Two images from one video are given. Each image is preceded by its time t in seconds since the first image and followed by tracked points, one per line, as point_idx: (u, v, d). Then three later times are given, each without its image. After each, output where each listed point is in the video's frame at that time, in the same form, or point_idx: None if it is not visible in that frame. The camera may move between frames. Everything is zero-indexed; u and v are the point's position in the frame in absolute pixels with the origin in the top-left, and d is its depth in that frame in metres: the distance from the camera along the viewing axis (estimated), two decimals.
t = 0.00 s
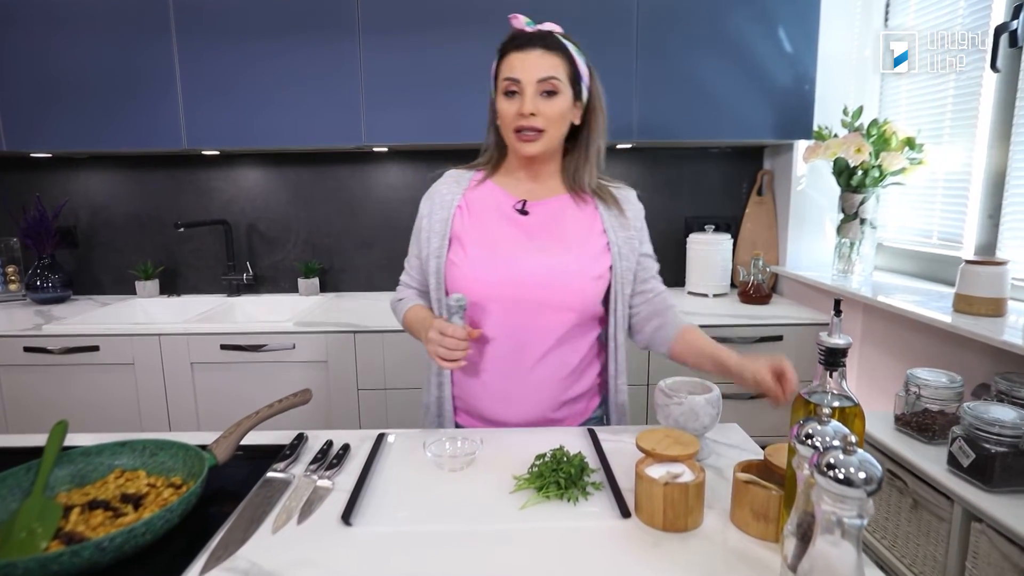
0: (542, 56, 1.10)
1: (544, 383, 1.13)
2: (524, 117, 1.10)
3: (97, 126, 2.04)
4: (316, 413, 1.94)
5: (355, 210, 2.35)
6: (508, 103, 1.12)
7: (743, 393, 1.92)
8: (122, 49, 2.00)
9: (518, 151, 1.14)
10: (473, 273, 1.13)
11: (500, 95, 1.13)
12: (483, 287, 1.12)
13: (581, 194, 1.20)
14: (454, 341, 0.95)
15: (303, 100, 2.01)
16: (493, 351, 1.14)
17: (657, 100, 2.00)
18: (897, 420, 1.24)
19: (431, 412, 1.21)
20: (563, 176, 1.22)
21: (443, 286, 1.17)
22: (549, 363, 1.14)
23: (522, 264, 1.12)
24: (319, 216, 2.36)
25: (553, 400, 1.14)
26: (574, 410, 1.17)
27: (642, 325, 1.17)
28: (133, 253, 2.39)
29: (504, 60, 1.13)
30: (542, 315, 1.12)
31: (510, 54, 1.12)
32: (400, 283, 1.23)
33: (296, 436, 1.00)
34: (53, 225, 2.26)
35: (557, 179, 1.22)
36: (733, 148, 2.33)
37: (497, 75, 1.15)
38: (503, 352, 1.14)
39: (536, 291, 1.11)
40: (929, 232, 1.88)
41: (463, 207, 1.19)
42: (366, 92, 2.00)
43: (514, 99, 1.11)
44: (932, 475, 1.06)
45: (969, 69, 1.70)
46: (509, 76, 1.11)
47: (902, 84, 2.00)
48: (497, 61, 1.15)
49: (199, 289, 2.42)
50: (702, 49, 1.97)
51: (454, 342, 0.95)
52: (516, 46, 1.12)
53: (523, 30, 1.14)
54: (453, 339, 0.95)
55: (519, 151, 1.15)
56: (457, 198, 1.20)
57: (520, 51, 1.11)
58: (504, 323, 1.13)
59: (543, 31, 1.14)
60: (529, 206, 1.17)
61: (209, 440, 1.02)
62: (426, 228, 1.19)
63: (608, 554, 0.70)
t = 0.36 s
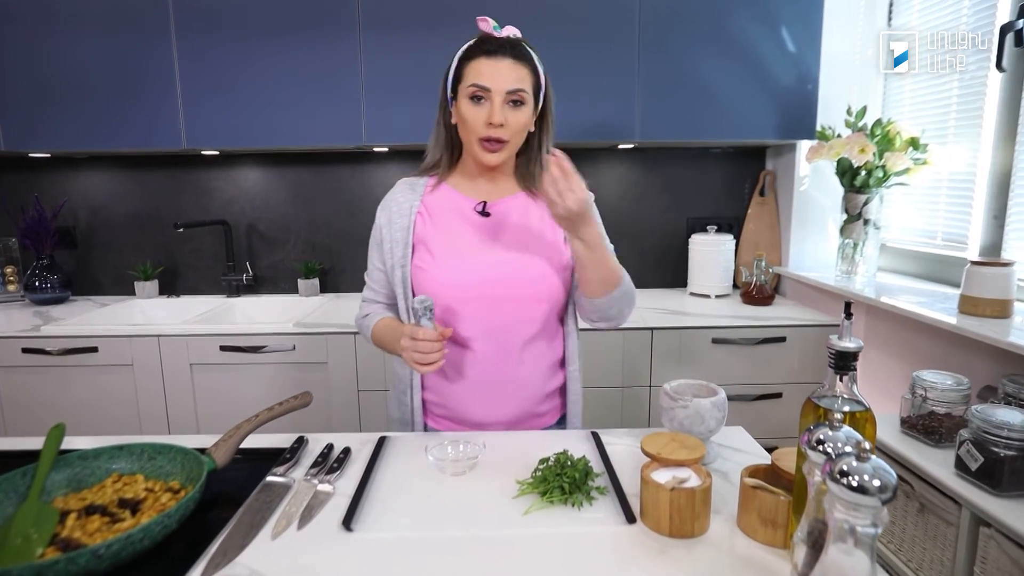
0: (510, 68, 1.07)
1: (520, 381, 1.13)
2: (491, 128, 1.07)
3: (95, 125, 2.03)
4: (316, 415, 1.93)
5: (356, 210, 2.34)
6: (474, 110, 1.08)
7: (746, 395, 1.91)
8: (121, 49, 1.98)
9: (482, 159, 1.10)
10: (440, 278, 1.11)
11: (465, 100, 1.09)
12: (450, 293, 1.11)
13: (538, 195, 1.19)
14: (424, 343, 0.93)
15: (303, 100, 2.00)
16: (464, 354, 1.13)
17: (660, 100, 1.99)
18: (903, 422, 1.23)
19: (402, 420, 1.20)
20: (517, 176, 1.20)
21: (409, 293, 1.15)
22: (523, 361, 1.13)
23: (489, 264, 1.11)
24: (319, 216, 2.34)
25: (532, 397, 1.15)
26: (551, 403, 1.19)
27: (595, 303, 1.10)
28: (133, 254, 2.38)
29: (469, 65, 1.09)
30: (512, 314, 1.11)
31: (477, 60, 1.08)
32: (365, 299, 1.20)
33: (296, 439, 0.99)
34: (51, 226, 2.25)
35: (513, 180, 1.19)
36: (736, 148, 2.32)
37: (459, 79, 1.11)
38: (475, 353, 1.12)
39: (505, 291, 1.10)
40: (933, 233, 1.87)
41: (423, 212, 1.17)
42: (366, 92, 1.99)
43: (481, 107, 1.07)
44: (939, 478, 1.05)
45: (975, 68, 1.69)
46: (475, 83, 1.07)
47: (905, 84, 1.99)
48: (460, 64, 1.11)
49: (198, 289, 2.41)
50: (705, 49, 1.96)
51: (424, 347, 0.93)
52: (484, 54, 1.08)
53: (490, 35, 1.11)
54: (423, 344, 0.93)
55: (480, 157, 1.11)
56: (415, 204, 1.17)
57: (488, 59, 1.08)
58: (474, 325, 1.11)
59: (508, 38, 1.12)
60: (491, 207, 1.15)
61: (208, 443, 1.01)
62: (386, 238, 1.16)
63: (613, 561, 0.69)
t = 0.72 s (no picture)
0: (488, 71, 1.06)
1: (501, 380, 1.12)
2: (468, 132, 1.06)
3: (95, 125, 2.02)
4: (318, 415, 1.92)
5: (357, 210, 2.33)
6: (451, 114, 1.07)
7: (749, 394, 1.91)
8: (122, 48, 1.98)
9: (458, 163, 1.10)
10: (418, 278, 1.11)
11: (441, 104, 1.08)
12: (428, 292, 1.10)
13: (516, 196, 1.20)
14: (418, 347, 0.93)
15: (305, 99, 1.99)
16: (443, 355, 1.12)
17: (662, 99, 1.98)
18: (908, 422, 1.22)
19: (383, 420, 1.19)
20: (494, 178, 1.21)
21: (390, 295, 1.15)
22: (503, 360, 1.13)
23: (467, 263, 1.10)
24: (320, 216, 2.34)
25: (514, 395, 1.14)
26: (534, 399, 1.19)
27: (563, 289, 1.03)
28: (133, 253, 2.37)
29: (446, 67, 1.08)
30: (491, 313, 1.11)
31: (455, 64, 1.07)
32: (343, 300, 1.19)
33: (299, 439, 0.98)
34: (51, 225, 2.24)
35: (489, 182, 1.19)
36: (738, 147, 2.31)
37: (437, 81, 1.10)
38: (456, 352, 1.11)
39: (485, 289, 1.10)
40: (936, 232, 1.87)
41: (401, 212, 1.17)
42: (367, 91, 1.98)
43: (458, 112, 1.07)
44: (945, 479, 1.04)
45: (979, 68, 1.68)
46: (451, 86, 1.06)
47: (908, 84, 1.99)
48: (438, 67, 1.09)
49: (199, 289, 2.40)
50: (708, 48, 1.96)
51: (417, 352, 0.93)
52: (461, 56, 1.07)
53: (467, 38, 1.09)
54: (416, 348, 0.93)
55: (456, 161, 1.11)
56: (392, 205, 1.17)
57: (465, 62, 1.06)
58: (453, 325, 1.10)
59: (486, 40, 1.09)
60: (468, 207, 1.15)
61: (210, 443, 1.00)
62: (365, 239, 1.16)
63: (619, 562, 0.68)
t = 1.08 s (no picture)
0: (498, 77, 1.08)
1: (505, 378, 1.13)
2: (483, 138, 1.08)
3: (95, 124, 2.02)
4: (318, 415, 1.92)
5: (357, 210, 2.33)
6: (464, 120, 1.07)
7: (750, 394, 1.91)
8: (122, 48, 1.97)
9: (469, 168, 1.11)
10: (418, 280, 1.10)
11: (452, 109, 1.07)
12: (429, 295, 1.10)
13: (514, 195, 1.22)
14: (425, 352, 0.93)
15: (306, 99, 1.99)
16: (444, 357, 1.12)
17: (663, 99, 1.98)
18: (910, 422, 1.22)
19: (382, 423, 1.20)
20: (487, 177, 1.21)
21: (386, 301, 1.13)
22: (505, 358, 1.13)
23: (467, 264, 1.10)
24: (321, 215, 2.34)
25: (518, 393, 1.14)
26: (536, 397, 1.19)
27: (572, 301, 1.19)
28: (133, 253, 2.37)
29: (457, 71, 1.06)
30: (493, 313, 1.11)
31: (464, 68, 1.06)
32: (336, 307, 1.18)
33: (300, 440, 0.98)
34: (51, 225, 2.24)
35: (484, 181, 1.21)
36: (739, 147, 2.31)
37: (444, 84, 1.08)
38: (458, 354, 1.11)
39: (485, 289, 1.10)
40: (937, 232, 1.87)
41: (394, 216, 1.16)
42: (368, 90, 1.98)
43: (471, 117, 1.07)
44: (948, 479, 1.04)
45: (979, 67, 1.68)
46: (467, 92, 1.06)
47: (908, 84, 1.99)
48: (441, 70, 1.08)
49: (199, 289, 2.40)
50: (709, 47, 1.95)
51: (423, 356, 0.93)
52: (470, 60, 1.07)
53: (473, 40, 1.08)
54: (421, 354, 0.93)
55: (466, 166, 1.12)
56: (385, 208, 1.16)
57: (476, 66, 1.07)
58: (454, 326, 1.10)
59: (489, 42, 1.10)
60: (462, 207, 1.16)
61: (211, 443, 1.00)
62: (356, 245, 1.14)
63: (621, 562, 0.68)
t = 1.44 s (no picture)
0: (527, 80, 1.07)
1: (525, 380, 1.14)
2: (513, 143, 1.08)
3: (96, 124, 2.02)
4: (318, 416, 1.91)
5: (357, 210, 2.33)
6: (494, 125, 1.07)
7: (751, 394, 1.90)
8: (122, 48, 1.97)
9: (498, 171, 1.11)
10: (445, 281, 1.09)
11: (481, 113, 1.06)
12: (455, 297, 1.09)
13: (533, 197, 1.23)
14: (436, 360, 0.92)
15: (306, 99, 1.99)
16: (467, 359, 1.12)
17: (664, 99, 1.98)
18: (912, 423, 1.22)
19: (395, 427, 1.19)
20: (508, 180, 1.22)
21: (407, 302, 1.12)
22: (526, 360, 1.14)
23: (494, 267, 1.10)
24: (321, 215, 2.33)
25: (535, 394, 1.16)
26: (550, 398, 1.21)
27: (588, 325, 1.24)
28: (133, 253, 2.37)
29: (485, 75, 1.06)
30: (516, 315, 1.12)
31: (494, 71, 1.05)
32: (349, 306, 1.15)
33: (301, 440, 0.98)
34: (52, 225, 2.24)
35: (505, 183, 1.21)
36: (740, 147, 2.31)
37: (472, 88, 1.07)
38: (483, 356, 1.11)
39: (511, 292, 1.10)
40: (939, 232, 1.86)
41: (417, 216, 1.14)
42: (369, 90, 1.98)
43: (501, 122, 1.07)
44: (949, 479, 1.04)
45: (980, 67, 1.68)
46: (496, 96, 1.05)
47: (909, 84, 1.99)
48: (469, 73, 1.06)
49: (199, 289, 2.40)
50: (710, 46, 1.95)
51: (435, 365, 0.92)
52: (499, 63, 1.06)
53: (500, 42, 1.07)
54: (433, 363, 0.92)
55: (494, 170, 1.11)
56: (407, 208, 1.14)
57: (505, 70, 1.06)
58: (480, 328, 1.11)
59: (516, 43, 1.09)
60: (486, 209, 1.16)
61: (212, 444, 1.00)
62: (376, 244, 1.12)
63: (623, 563, 0.68)
